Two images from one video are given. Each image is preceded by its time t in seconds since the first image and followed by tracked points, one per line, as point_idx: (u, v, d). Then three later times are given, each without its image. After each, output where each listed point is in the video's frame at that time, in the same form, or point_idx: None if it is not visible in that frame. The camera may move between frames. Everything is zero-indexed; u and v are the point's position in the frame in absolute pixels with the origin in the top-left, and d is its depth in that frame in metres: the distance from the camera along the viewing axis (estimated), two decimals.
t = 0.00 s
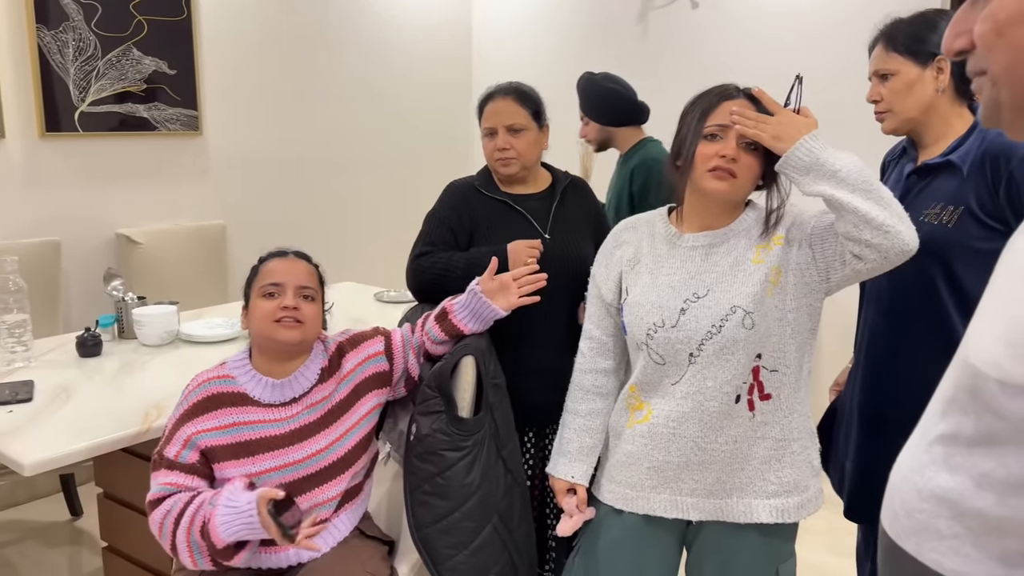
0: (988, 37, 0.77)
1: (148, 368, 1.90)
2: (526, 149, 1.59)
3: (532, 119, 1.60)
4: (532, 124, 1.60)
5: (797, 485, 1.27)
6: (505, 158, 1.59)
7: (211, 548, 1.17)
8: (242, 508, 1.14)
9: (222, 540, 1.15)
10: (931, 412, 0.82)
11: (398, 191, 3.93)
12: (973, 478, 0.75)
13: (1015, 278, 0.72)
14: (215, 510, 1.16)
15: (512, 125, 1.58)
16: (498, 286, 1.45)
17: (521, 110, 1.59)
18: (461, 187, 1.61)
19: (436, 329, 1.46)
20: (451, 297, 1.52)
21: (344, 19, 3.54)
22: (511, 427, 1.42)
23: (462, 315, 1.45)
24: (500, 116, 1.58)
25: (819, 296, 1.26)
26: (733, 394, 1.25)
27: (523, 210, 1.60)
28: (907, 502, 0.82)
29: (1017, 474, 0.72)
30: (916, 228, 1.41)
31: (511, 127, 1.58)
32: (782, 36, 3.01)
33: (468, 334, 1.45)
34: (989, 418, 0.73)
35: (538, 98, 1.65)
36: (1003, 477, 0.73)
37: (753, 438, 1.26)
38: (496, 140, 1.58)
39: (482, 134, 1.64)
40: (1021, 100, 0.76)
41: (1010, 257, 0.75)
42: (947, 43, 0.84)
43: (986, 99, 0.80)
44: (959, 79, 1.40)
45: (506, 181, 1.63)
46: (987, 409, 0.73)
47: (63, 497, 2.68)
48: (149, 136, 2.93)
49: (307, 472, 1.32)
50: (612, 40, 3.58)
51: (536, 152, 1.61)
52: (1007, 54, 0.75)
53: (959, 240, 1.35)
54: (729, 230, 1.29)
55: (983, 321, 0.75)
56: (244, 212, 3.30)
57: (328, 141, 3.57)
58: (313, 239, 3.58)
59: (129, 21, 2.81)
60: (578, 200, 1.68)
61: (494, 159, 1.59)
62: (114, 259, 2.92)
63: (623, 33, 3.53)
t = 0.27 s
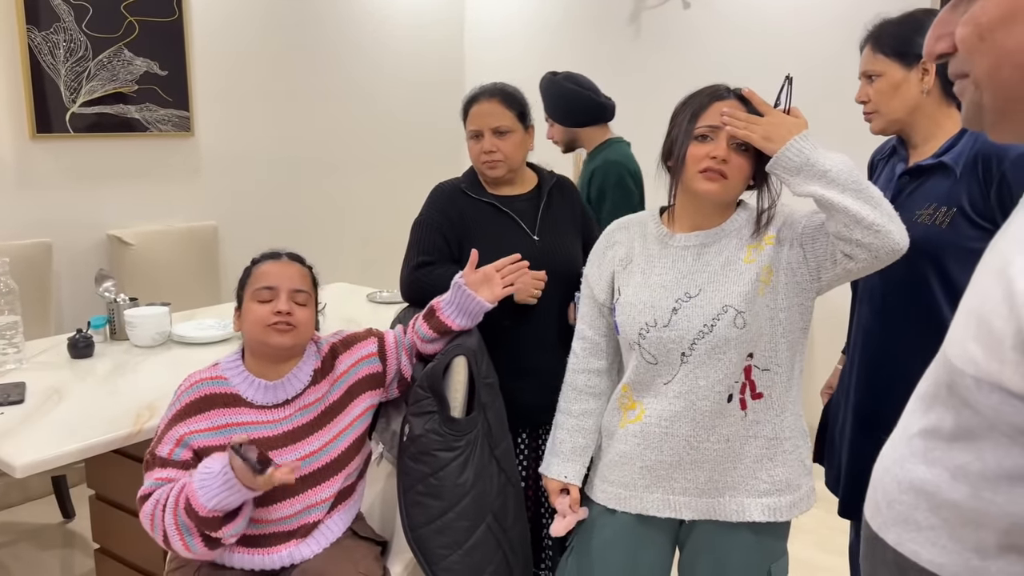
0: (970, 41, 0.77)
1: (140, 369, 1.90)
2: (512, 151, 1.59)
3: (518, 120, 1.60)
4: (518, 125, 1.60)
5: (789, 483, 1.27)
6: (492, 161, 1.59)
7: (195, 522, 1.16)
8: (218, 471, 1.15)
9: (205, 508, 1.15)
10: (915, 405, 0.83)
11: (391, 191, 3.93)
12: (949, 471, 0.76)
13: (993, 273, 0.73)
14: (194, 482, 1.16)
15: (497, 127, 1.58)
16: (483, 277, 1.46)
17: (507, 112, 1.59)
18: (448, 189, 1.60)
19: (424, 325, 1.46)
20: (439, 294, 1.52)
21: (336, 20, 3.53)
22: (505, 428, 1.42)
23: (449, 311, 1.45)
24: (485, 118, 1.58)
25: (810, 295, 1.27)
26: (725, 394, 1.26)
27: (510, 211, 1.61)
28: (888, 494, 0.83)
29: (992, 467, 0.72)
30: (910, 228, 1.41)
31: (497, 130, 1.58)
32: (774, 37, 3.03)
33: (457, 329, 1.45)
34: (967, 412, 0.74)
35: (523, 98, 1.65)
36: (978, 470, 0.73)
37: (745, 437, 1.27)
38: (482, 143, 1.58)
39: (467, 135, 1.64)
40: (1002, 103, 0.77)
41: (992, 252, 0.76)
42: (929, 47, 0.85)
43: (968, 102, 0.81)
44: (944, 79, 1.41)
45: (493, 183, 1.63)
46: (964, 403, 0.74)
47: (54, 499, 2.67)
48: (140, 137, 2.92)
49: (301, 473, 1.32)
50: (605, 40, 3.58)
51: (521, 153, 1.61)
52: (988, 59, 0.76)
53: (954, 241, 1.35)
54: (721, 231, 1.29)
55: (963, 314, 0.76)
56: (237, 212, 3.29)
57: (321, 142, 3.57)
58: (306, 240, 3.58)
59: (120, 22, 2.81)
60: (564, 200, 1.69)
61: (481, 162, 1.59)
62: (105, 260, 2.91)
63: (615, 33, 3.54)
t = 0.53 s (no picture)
0: (959, 48, 0.78)
1: (135, 373, 1.90)
2: (504, 156, 1.60)
3: (510, 124, 1.61)
4: (509, 130, 1.61)
5: (783, 486, 1.28)
6: (483, 166, 1.60)
7: (201, 545, 1.17)
8: (228, 500, 1.15)
9: (211, 534, 1.15)
10: (901, 408, 0.84)
11: (386, 194, 3.94)
12: (942, 476, 0.77)
13: (977, 279, 0.74)
14: (201, 505, 1.16)
15: (489, 132, 1.59)
16: (485, 287, 1.47)
17: (499, 117, 1.60)
18: (440, 194, 1.60)
19: (422, 330, 1.47)
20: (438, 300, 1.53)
21: (330, 22, 3.54)
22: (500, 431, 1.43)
23: (447, 317, 1.46)
24: (477, 123, 1.59)
25: (805, 299, 1.28)
26: (720, 397, 1.27)
27: (502, 215, 1.61)
28: (879, 497, 0.84)
29: (984, 472, 0.74)
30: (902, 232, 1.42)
31: (488, 135, 1.59)
32: (766, 39, 3.04)
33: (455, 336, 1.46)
34: (958, 417, 0.75)
35: (514, 103, 1.66)
36: (970, 475, 0.75)
37: (740, 439, 1.28)
38: (474, 147, 1.59)
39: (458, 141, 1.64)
40: (990, 108, 0.78)
41: (976, 256, 0.77)
42: (917, 50, 0.86)
43: (957, 106, 0.82)
44: (934, 83, 1.41)
45: (484, 189, 1.64)
46: (955, 409, 0.75)
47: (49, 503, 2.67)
48: (135, 141, 2.92)
49: (297, 478, 1.33)
50: (599, 43, 3.60)
51: (513, 158, 1.62)
52: (975, 65, 0.77)
53: (945, 245, 1.36)
54: (716, 235, 1.30)
55: (949, 319, 0.77)
56: (232, 216, 3.29)
57: (315, 145, 3.57)
58: (301, 243, 3.58)
59: (115, 26, 2.81)
60: (555, 203, 1.70)
61: (472, 167, 1.60)
62: (100, 264, 2.91)
63: (608, 36, 3.55)
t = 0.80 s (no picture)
0: (955, 52, 0.77)
1: (134, 376, 1.90)
2: (501, 159, 1.60)
3: (506, 128, 1.62)
4: (506, 132, 1.62)
5: (781, 489, 1.28)
6: (480, 168, 1.60)
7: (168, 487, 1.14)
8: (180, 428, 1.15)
9: (173, 465, 1.13)
10: (895, 408, 0.84)
11: (384, 198, 3.94)
12: (937, 480, 0.77)
13: (974, 284, 0.73)
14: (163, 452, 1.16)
15: (486, 134, 1.60)
16: (482, 290, 1.47)
17: (495, 119, 1.61)
18: (436, 198, 1.61)
19: (420, 333, 1.48)
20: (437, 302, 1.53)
21: (328, 26, 3.55)
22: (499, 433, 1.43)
23: (445, 319, 1.46)
24: (475, 126, 1.60)
25: (803, 302, 1.28)
26: (718, 399, 1.27)
27: (499, 217, 1.62)
28: (871, 498, 0.85)
29: (980, 479, 0.74)
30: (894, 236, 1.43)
31: (486, 137, 1.60)
32: (763, 42, 3.05)
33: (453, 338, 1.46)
34: (954, 422, 0.75)
35: (511, 108, 1.67)
36: (966, 480, 0.75)
37: (737, 442, 1.28)
38: (471, 150, 1.59)
39: (453, 145, 1.65)
40: (987, 113, 0.77)
41: (973, 259, 0.76)
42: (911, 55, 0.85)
43: (953, 111, 0.81)
44: (928, 87, 1.42)
45: (481, 192, 1.64)
46: (950, 415, 0.75)
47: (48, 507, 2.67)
48: (133, 144, 2.93)
49: (297, 480, 1.33)
50: (595, 45, 3.61)
51: (510, 161, 1.62)
52: (973, 68, 0.76)
53: (935, 250, 1.37)
54: (713, 237, 1.31)
55: (945, 322, 0.76)
56: (230, 219, 3.30)
57: (313, 149, 3.58)
58: (298, 246, 3.59)
59: (113, 30, 2.81)
60: (552, 205, 1.71)
61: (470, 170, 1.60)
62: (99, 268, 2.91)
63: (605, 39, 3.56)
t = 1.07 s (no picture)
0: (958, 55, 0.75)
1: (135, 379, 1.91)
2: (502, 160, 1.61)
3: (507, 129, 1.62)
4: (507, 134, 1.62)
5: (782, 491, 1.29)
6: (482, 170, 1.60)
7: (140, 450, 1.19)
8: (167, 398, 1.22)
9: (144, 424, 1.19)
10: (885, 413, 0.83)
11: (386, 201, 3.95)
12: (928, 487, 0.76)
13: (973, 292, 0.71)
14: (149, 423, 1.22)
15: (488, 136, 1.60)
16: (483, 292, 1.47)
17: (497, 120, 1.61)
18: (436, 200, 1.61)
19: (421, 336, 1.48)
20: (437, 304, 1.54)
21: (329, 29, 3.56)
22: (500, 435, 1.44)
23: (447, 322, 1.46)
24: (476, 127, 1.60)
25: (804, 305, 1.29)
26: (719, 401, 1.27)
27: (499, 219, 1.62)
28: (858, 504, 0.84)
29: (973, 488, 0.73)
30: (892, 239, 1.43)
31: (487, 138, 1.60)
32: (763, 43, 3.05)
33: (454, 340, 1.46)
34: (947, 431, 0.74)
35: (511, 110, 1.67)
36: (958, 489, 0.74)
37: (739, 445, 1.28)
38: (473, 151, 1.60)
39: (454, 147, 1.65)
40: (990, 117, 0.75)
41: (971, 265, 0.74)
42: (912, 54, 0.83)
43: (954, 114, 0.79)
44: (925, 89, 1.43)
45: (481, 193, 1.64)
46: (945, 424, 0.74)
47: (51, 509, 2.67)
48: (134, 148, 2.93)
49: (298, 481, 1.33)
50: (596, 47, 3.61)
51: (510, 162, 1.63)
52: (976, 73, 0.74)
53: (931, 253, 1.37)
54: (714, 240, 1.31)
55: (940, 328, 0.74)
56: (231, 221, 3.30)
57: (315, 152, 3.59)
58: (300, 249, 3.59)
59: (114, 34, 2.82)
60: (551, 207, 1.71)
61: (471, 171, 1.60)
62: (100, 271, 2.92)
63: (606, 42, 3.57)
